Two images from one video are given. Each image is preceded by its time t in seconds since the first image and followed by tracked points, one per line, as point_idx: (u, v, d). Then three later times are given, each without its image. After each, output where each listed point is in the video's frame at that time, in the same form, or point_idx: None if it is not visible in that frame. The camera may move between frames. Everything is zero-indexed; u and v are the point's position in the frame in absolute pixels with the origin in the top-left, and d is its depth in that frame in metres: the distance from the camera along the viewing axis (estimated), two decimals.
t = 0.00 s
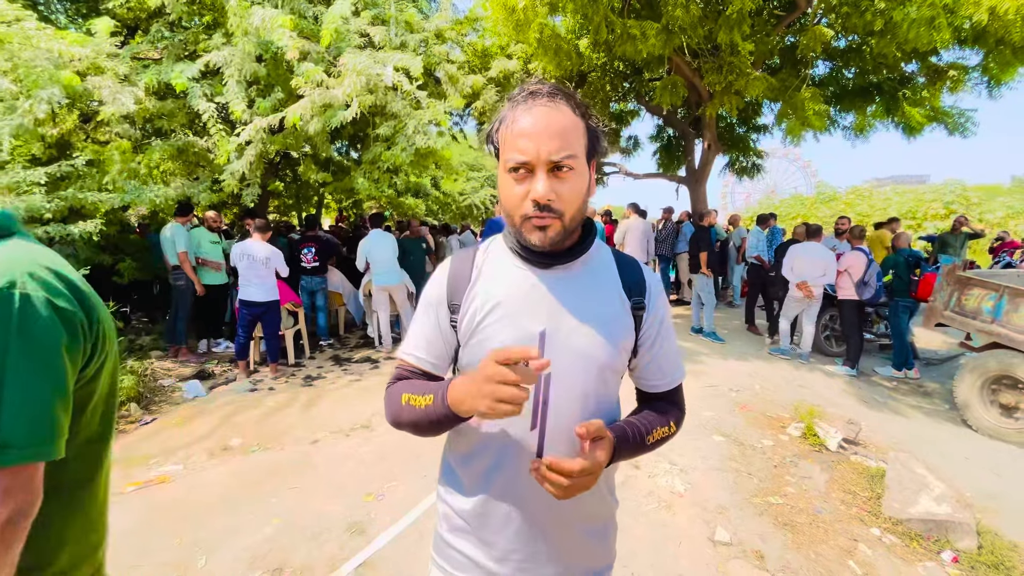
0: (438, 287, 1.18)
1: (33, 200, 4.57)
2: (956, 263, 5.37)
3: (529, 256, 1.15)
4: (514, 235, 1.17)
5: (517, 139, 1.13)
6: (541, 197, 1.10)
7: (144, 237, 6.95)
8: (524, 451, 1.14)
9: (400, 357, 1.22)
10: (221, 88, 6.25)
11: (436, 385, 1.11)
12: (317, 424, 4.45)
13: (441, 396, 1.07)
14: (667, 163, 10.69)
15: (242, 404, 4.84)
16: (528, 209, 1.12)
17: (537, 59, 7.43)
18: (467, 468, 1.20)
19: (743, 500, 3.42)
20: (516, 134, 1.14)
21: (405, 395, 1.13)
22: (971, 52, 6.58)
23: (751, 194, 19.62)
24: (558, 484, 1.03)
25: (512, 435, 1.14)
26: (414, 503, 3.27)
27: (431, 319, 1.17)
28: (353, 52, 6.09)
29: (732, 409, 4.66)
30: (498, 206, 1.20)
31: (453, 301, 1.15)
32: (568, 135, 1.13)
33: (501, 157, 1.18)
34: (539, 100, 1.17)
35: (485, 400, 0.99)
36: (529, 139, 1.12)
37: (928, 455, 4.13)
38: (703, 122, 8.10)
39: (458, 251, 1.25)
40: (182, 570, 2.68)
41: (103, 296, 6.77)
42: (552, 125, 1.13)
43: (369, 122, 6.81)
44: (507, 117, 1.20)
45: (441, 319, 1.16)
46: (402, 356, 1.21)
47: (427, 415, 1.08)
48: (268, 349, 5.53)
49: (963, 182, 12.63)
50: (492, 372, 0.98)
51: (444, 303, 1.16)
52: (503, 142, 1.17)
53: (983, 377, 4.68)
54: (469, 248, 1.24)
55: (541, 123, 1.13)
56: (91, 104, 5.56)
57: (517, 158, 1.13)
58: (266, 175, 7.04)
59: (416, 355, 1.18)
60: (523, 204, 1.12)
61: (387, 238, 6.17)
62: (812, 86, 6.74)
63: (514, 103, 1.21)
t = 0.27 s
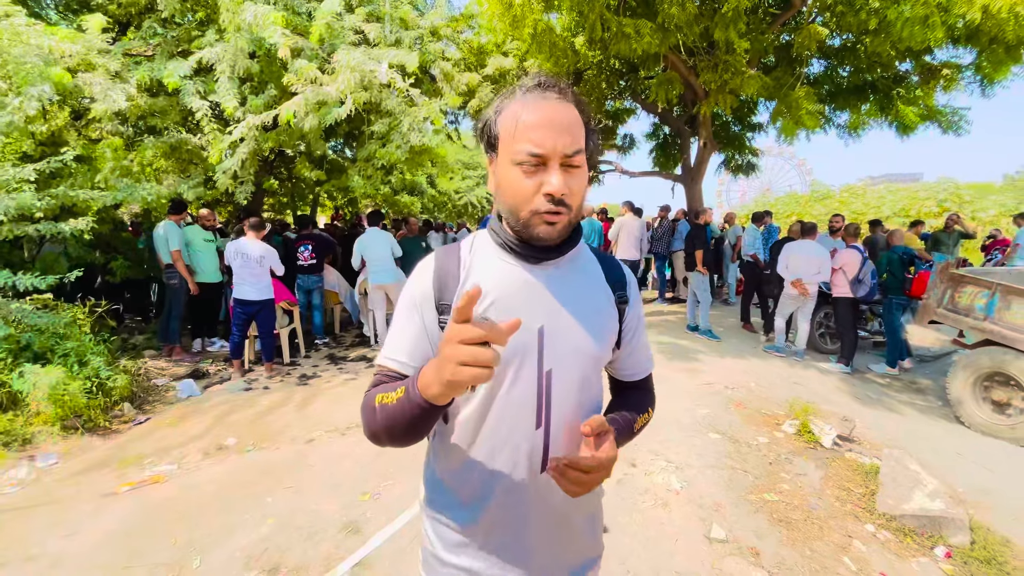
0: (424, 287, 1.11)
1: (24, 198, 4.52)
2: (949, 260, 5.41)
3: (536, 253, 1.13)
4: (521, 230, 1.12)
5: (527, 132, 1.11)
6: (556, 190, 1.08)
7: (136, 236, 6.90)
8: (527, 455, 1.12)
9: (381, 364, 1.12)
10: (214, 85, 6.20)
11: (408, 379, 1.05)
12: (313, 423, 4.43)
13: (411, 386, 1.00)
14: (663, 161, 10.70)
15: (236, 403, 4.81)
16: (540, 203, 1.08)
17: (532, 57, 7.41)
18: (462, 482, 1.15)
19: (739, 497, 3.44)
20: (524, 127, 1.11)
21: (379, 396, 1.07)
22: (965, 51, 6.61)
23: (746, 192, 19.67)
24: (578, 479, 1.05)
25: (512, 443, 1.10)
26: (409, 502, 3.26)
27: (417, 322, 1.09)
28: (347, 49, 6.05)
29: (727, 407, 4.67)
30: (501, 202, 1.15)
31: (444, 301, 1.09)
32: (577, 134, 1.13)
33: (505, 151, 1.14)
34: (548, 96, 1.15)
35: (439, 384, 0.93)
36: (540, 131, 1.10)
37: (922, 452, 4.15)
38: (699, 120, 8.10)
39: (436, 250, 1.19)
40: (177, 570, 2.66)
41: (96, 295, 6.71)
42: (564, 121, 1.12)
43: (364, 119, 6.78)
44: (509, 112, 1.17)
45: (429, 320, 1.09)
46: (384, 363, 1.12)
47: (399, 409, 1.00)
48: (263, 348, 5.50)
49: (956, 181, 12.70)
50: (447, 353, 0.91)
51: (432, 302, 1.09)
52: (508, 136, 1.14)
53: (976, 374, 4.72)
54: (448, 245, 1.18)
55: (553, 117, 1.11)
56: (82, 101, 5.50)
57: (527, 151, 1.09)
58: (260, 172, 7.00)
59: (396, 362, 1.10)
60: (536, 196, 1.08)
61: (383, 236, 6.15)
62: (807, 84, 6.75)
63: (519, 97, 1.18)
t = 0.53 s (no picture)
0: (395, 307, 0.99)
1: (9, 196, 4.45)
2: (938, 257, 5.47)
3: (536, 246, 1.16)
4: (549, 223, 1.11)
5: (559, 122, 1.10)
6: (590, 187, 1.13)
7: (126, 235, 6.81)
8: (531, 459, 1.11)
9: (347, 400, 0.99)
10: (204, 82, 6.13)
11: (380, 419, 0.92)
12: (306, 422, 4.40)
13: (388, 434, 0.88)
14: (656, 159, 10.72)
15: (228, 403, 4.77)
16: (577, 197, 1.11)
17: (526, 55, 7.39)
18: (458, 508, 1.08)
19: (732, 494, 3.46)
20: (557, 117, 1.09)
21: (344, 438, 0.94)
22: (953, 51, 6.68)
23: (738, 191, 19.78)
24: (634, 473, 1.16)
25: (518, 452, 1.08)
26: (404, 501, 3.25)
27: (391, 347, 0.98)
28: (340, 46, 6.01)
29: (721, 404, 4.70)
30: (525, 191, 1.09)
31: (422, 320, 0.99)
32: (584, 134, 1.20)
33: (535, 137, 1.08)
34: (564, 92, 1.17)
35: (422, 429, 0.84)
36: (572, 125, 1.11)
37: (913, 447, 4.20)
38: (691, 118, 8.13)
39: (393, 260, 1.06)
40: (170, 572, 2.64)
41: (85, 295, 6.63)
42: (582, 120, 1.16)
43: (356, 117, 6.73)
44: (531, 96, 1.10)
45: (405, 342, 0.98)
46: (352, 399, 0.98)
47: (375, 461, 0.88)
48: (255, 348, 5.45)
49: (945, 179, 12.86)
50: (425, 399, 0.81)
51: (407, 324, 0.99)
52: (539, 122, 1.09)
53: (964, 369, 4.79)
54: (407, 252, 1.07)
55: (577, 115, 1.15)
56: (68, 97, 5.42)
57: (564, 142, 1.08)
58: (251, 170, 6.93)
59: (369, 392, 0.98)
60: (573, 190, 1.10)
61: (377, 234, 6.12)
62: (798, 83, 6.80)
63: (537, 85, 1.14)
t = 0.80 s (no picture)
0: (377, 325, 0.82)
1: None
2: (925, 255, 5.57)
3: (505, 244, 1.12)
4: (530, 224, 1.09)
5: (552, 121, 1.07)
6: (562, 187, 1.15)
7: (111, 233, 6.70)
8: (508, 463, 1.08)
9: (312, 440, 0.79)
10: (192, 77, 6.04)
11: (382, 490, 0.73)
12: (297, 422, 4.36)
13: (395, 508, 0.70)
14: (647, 157, 10.77)
15: (218, 402, 4.71)
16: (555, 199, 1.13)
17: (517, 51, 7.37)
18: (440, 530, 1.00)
19: (725, 489, 3.48)
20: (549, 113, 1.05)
21: (322, 507, 0.73)
22: (939, 51, 6.78)
23: (728, 189, 19.94)
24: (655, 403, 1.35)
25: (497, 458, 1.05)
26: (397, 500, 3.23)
27: (372, 374, 0.81)
28: (330, 41, 5.96)
29: (713, 400, 4.73)
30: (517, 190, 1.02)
31: (411, 339, 0.85)
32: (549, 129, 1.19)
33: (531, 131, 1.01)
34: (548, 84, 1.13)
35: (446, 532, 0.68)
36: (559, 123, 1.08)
37: (900, 441, 4.27)
38: (682, 117, 8.17)
39: (362, 266, 0.88)
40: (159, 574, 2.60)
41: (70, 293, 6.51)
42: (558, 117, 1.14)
43: (347, 113, 6.68)
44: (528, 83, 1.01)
45: (388, 367, 0.83)
46: (318, 440, 0.79)
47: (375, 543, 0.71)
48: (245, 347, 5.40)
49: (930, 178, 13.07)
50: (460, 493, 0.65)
51: (391, 344, 0.83)
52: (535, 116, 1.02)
53: (950, 364, 4.89)
54: (376, 256, 0.91)
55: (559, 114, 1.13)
56: (52, 92, 5.32)
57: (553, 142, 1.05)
58: (240, 167, 6.85)
59: (343, 431, 0.79)
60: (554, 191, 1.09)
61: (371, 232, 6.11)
62: (788, 81, 6.86)
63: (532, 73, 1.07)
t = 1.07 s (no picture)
0: (373, 353, 0.79)
1: None
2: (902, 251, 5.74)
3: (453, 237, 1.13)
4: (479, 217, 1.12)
5: (501, 114, 1.09)
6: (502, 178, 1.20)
7: (82, 230, 6.47)
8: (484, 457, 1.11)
9: (326, 494, 0.76)
10: (167, 69, 5.86)
11: None
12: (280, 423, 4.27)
13: None
14: (631, 155, 10.83)
15: (197, 404, 4.59)
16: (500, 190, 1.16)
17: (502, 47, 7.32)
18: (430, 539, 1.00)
19: (711, 483, 3.52)
20: (496, 105, 1.07)
21: None
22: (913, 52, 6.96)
23: (710, 186, 20.22)
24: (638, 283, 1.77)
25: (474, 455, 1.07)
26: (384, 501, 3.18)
27: (371, 404, 0.79)
28: (312, 34, 5.83)
29: (698, 395, 4.79)
30: (469, 185, 1.04)
31: (401, 354, 0.84)
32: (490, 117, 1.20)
33: (482, 125, 1.02)
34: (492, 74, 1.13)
35: None
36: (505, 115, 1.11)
37: (878, 432, 4.38)
38: (666, 114, 8.22)
39: (335, 282, 0.81)
40: None
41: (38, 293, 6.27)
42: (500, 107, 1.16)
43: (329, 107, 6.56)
44: (478, 74, 1.02)
45: (382, 389, 0.81)
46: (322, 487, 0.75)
47: None
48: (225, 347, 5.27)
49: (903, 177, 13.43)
50: None
51: (383, 368, 0.81)
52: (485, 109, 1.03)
53: (924, 358, 5.04)
54: (345, 267, 0.85)
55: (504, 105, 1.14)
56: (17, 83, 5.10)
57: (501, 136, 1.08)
58: (218, 162, 6.68)
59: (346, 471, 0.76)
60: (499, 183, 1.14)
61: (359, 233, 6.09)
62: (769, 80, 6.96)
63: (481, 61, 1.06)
